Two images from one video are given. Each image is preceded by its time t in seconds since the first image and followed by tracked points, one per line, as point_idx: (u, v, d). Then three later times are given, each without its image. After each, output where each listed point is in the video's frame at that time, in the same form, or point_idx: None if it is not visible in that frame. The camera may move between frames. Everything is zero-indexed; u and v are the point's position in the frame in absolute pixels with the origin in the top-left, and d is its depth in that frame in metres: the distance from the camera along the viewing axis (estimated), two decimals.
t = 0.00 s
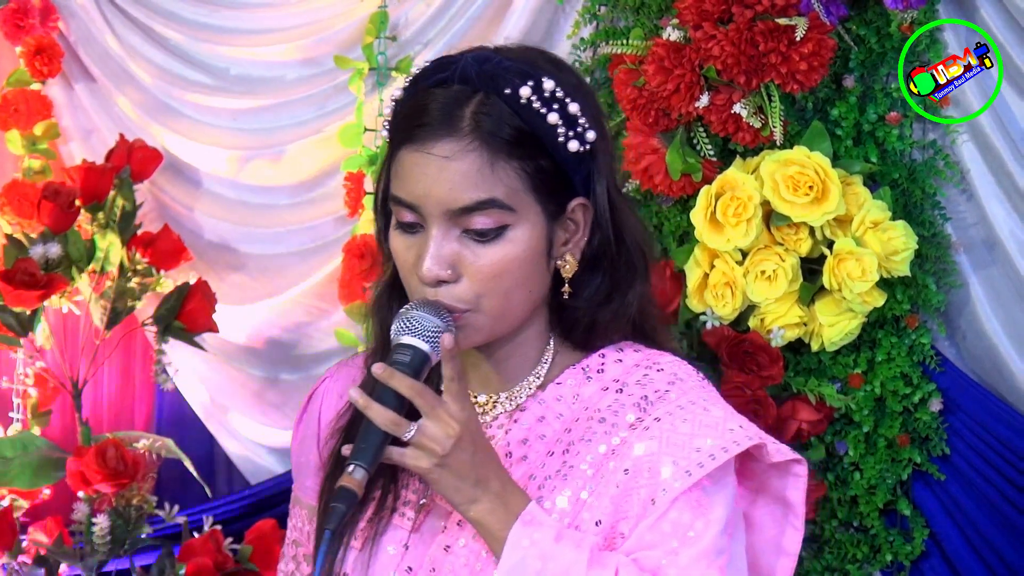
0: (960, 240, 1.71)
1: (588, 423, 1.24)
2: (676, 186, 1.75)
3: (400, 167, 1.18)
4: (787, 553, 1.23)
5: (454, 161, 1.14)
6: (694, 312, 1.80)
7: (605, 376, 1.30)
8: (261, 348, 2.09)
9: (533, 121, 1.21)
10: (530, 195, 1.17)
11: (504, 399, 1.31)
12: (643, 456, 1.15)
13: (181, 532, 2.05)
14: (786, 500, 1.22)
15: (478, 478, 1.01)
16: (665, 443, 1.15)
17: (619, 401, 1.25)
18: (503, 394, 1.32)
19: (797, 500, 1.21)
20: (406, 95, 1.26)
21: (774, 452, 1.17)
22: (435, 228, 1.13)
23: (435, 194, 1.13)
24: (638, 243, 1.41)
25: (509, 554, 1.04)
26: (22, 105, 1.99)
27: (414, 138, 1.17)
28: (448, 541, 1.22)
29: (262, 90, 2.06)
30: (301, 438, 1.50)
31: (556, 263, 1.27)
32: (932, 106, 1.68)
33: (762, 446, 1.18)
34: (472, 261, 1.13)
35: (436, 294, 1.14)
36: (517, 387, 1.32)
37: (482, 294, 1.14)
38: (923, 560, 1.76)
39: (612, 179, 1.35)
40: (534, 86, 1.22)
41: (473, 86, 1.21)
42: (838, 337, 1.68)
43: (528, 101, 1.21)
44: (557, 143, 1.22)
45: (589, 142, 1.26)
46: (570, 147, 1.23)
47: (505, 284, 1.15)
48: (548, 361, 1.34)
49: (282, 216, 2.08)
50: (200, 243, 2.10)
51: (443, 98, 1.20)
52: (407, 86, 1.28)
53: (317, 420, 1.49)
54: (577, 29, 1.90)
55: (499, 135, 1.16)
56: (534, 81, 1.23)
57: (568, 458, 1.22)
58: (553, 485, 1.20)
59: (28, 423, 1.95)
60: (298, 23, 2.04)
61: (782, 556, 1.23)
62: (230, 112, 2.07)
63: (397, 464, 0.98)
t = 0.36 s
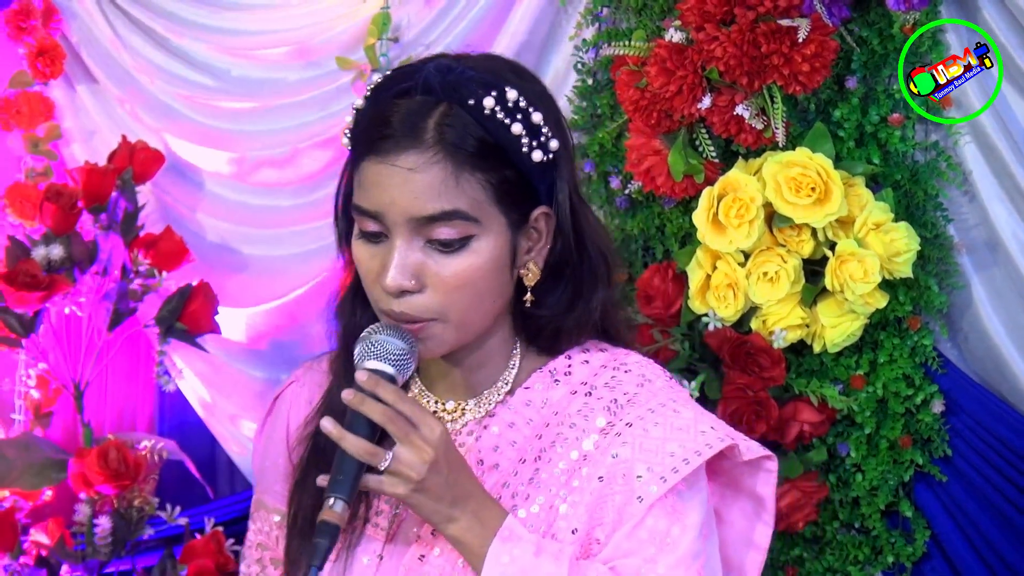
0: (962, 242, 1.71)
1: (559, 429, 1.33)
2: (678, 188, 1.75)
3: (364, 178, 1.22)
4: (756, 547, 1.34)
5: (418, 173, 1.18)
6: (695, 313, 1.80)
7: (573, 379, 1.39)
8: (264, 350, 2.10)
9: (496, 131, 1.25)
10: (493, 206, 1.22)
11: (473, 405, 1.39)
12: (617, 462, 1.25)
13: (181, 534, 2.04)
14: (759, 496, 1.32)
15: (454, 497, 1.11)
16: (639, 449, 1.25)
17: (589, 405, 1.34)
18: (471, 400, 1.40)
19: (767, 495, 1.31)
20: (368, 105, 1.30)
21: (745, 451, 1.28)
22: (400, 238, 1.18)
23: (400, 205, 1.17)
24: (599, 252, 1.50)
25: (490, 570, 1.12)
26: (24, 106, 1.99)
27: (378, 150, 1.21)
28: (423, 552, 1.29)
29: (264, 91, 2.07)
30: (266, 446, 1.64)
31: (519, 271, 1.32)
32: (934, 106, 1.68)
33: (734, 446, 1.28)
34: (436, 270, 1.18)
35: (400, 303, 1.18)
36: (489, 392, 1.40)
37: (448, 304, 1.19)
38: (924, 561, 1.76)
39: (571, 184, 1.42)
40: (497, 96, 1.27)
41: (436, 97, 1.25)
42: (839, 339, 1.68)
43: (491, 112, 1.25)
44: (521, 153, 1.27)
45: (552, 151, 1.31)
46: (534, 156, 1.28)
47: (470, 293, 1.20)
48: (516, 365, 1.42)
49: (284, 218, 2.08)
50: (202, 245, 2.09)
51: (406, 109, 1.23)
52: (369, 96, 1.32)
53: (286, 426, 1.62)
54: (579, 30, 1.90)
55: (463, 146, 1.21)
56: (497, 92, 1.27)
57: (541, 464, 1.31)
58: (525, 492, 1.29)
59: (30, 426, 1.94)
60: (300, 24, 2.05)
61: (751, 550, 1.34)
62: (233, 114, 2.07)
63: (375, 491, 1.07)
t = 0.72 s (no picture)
0: (960, 241, 1.71)
1: (533, 425, 1.34)
2: (676, 187, 1.75)
3: (380, 169, 1.19)
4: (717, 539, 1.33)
5: (443, 175, 1.17)
6: (694, 313, 1.79)
7: (540, 375, 1.42)
8: (262, 349, 2.10)
9: (518, 145, 1.26)
10: (503, 220, 1.22)
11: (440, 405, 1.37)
12: (600, 452, 1.26)
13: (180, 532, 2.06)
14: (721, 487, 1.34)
15: (468, 483, 1.03)
16: (619, 437, 1.27)
17: (561, 399, 1.36)
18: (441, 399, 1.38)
19: (729, 485, 1.33)
20: (391, 97, 1.28)
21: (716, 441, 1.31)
22: (408, 236, 1.16)
23: (417, 203, 1.15)
24: (588, 274, 1.52)
25: (505, 556, 1.08)
26: (21, 105, 1.96)
27: (401, 145, 1.19)
28: (400, 550, 1.28)
29: (263, 91, 2.07)
30: (216, 440, 1.48)
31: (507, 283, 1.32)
32: (932, 106, 1.68)
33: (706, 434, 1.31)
34: (440, 273, 1.16)
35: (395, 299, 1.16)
36: (457, 394, 1.38)
37: (443, 306, 1.18)
38: (922, 561, 1.76)
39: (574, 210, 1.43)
40: (524, 111, 1.28)
41: (466, 102, 1.25)
42: (837, 339, 1.68)
43: (517, 126, 1.26)
44: (537, 170, 1.29)
45: (562, 172, 1.33)
46: (549, 175, 1.30)
47: (468, 299, 1.19)
48: (485, 366, 1.42)
49: (283, 219, 2.09)
50: (199, 245, 2.09)
51: (435, 108, 1.23)
52: (389, 88, 1.30)
53: (243, 422, 1.49)
54: (577, 30, 1.90)
55: (486, 155, 1.21)
56: (524, 106, 1.28)
57: (518, 460, 1.31)
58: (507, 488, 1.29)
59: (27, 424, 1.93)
60: (297, 24, 2.04)
61: (713, 541, 1.33)
62: (232, 114, 2.07)
63: (392, 479, 0.97)
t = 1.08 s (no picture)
0: (960, 241, 1.71)
1: (544, 411, 1.27)
2: (676, 187, 1.75)
3: (374, 182, 1.12)
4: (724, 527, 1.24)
5: (439, 181, 1.10)
6: (694, 312, 1.79)
7: (547, 362, 1.33)
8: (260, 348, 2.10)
9: (508, 136, 1.20)
10: (505, 211, 1.17)
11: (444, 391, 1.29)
12: (616, 441, 1.20)
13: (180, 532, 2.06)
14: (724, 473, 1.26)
15: (492, 476, 0.98)
16: (635, 423, 1.20)
17: (570, 387, 1.29)
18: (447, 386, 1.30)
19: (734, 472, 1.25)
20: (372, 107, 1.21)
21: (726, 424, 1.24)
22: (413, 245, 1.09)
23: (417, 212, 1.09)
24: (589, 251, 1.43)
25: (533, 549, 1.04)
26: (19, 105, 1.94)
27: (390, 155, 1.12)
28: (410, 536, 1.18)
29: (262, 91, 2.07)
30: (214, 424, 1.34)
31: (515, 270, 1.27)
32: (932, 106, 1.68)
33: (715, 417, 1.24)
34: (448, 274, 1.11)
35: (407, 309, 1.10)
36: (464, 377, 1.31)
37: (456, 305, 1.13)
38: (921, 560, 1.76)
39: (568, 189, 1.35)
40: (508, 101, 1.21)
41: (450, 102, 1.18)
42: (837, 338, 1.68)
43: (504, 118, 1.20)
44: (531, 156, 1.23)
45: (553, 152, 1.27)
46: (543, 160, 1.24)
47: (479, 299, 1.14)
48: (492, 353, 1.34)
49: (281, 217, 2.10)
50: (199, 244, 2.10)
51: (420, 114, 1.16)
52: (369, 94, 1.22)
53: (241, 406, 1.35)
54: (577, 29, 1.90)
55: (480, 152, 1.15)
56: (507, 96, 1.22)
57: (529, 447, 1.24)
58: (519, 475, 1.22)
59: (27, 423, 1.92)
60: (297, 23, 2.04)
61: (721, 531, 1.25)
62: (232, 113, 2.07)
63: (418, 472, 0.94)
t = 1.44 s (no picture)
0: (958, 240, 1.71)
1: (569, 411, 1.28)
2: (674, 186, 1.75)
3: (392, 173, 1.15)
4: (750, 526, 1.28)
5: (457, 169, 1.13)
6: (692, 311, 1.79)
7: (569, 364, 1.34)
8: (259, 347, 2.10)
9: (522, 125, 1.22)
10: (523, 201, 1.19)
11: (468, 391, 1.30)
12: (642, 437, 1.21)
13: (178, 532, 2.05)
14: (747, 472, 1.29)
15: (519, 469, 1.02)
16: (659, 421, 1.21)
17: (593, 387, 1.30)
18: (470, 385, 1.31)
19: (759, 471, 1.28)
20: (386, 101, 1.23)
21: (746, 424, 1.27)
22: (433, 235, 1.12)
23: (437, 201, 1.11)
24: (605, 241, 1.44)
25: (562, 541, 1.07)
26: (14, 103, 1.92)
27: (407, 146, 1.15)
28: (437, 536, 1.20)
29: (262, 90, 2.07)
30: (240, 440, 1.39)
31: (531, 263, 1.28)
32: (930, 106, 1.68)
33: (738, 416, 1.26)
34: (469, 266, 1.13)
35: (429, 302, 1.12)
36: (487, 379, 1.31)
37: (477, 298, 1.14)
38: (920, 560, 1.76)
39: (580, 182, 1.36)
40: (522, 91, 1.24)
41: (463, 92, 1.21)
42: (836, 336, 1.68)
43: (518, 106, 1.22)
44: (545, 146, 1.25)
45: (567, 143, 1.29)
46: (557, 150, 1.26)
47: (500, 290, 1.16)
48: (513, 353, 1.35)
49: (281, 216, 2.09)
50: (197, 243, 2.10)
51: (434, 104, 1.19)
52: (381, 90, 1.25)
53: (263, 421, 1.39)
54: (575, 29, 1.90)
55: (496, 140, 1.17)
56: (521, 86, 1.24)
57: (555, 446, 1.25)
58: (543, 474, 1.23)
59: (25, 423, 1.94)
60: (296, 23, 2.05)
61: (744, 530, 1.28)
62: (231, 112, 2.08)
63: (447, 466, 0.97)
